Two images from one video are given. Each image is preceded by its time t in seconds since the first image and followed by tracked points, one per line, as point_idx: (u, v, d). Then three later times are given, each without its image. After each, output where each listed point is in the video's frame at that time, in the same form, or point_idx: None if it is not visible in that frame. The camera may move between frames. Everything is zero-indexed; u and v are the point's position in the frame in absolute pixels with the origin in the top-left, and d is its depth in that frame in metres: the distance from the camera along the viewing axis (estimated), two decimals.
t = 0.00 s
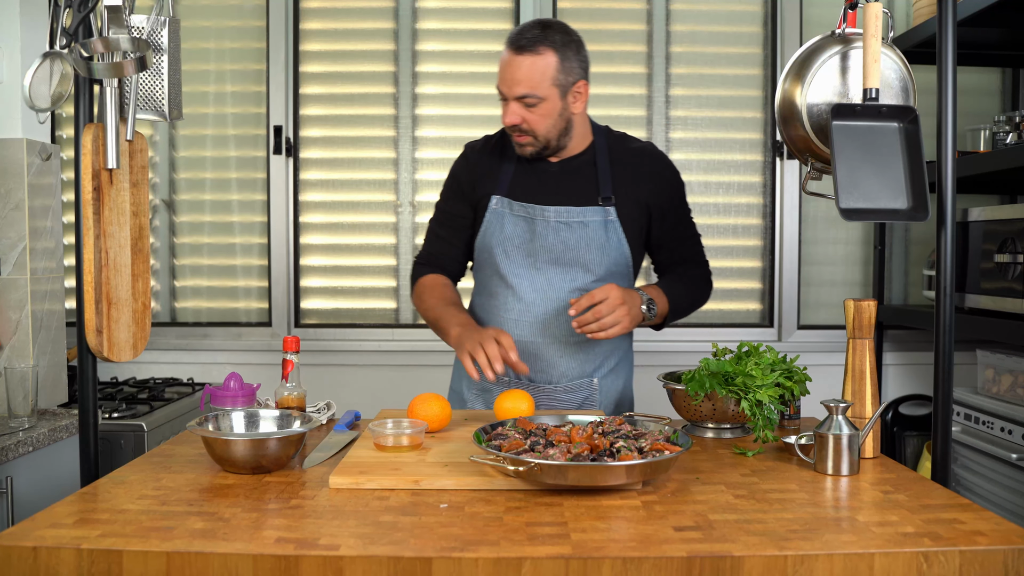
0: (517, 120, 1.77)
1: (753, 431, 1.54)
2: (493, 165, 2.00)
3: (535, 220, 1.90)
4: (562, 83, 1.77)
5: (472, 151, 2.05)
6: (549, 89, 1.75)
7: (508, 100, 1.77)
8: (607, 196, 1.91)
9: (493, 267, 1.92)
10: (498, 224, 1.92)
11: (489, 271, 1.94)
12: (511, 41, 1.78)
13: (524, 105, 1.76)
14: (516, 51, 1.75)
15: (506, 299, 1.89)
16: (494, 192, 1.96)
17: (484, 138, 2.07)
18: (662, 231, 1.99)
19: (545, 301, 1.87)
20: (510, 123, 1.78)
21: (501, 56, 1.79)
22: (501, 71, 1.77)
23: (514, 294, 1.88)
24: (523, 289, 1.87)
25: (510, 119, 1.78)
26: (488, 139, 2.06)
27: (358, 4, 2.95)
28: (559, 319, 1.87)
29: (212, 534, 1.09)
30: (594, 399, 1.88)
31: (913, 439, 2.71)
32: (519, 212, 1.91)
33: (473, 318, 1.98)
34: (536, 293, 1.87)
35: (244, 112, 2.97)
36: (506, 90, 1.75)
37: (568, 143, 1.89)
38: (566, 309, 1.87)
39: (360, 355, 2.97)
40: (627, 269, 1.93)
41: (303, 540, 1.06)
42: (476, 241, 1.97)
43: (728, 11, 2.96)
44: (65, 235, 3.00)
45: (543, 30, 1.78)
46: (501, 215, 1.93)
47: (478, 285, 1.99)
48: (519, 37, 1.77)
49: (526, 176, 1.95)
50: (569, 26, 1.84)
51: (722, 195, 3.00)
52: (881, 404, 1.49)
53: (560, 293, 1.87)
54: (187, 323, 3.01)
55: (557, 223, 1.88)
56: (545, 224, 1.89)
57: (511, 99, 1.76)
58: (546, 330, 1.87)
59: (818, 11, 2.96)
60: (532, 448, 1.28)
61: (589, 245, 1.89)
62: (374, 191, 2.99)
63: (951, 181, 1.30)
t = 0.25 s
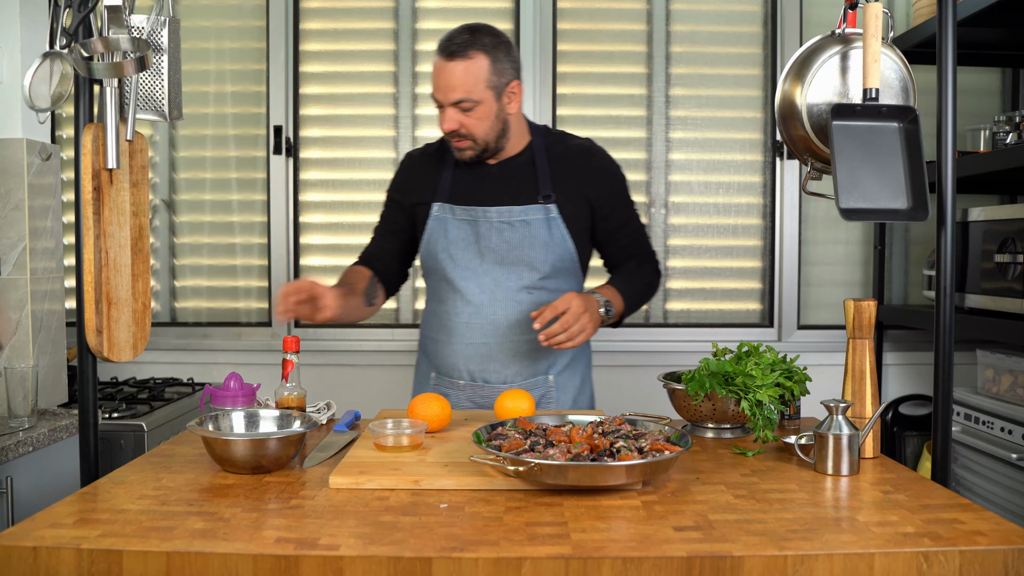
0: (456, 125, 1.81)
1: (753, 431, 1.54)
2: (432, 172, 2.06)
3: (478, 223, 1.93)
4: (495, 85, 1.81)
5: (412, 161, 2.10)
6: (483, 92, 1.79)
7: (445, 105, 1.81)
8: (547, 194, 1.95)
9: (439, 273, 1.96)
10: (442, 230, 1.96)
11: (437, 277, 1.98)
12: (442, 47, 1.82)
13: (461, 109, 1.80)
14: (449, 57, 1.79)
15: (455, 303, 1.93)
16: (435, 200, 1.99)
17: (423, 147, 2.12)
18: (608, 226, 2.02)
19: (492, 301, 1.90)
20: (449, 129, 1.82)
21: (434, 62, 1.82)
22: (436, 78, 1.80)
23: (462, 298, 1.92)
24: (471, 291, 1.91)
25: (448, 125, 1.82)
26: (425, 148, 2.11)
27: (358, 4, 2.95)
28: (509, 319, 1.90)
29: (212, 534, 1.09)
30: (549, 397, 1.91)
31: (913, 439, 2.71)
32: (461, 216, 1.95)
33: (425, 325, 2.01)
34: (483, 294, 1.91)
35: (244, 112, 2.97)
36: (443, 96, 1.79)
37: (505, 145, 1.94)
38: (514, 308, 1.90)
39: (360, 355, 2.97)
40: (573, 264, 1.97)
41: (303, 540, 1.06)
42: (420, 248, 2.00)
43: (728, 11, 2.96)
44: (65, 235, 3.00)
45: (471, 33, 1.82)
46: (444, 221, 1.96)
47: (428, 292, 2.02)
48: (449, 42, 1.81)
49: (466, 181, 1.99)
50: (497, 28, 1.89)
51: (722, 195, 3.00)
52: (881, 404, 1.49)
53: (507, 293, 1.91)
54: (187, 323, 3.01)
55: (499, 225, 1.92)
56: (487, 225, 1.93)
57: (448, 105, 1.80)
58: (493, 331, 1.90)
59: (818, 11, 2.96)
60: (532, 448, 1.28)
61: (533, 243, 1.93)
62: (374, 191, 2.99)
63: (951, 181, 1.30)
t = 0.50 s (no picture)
0: (402, 135, 1.84)
1: (753, 430, 1.54)
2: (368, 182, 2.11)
3: (410, 231, 2.00)
4: (433, 90, 1.86)
5: (348, 172, 2.15)
6: (426, 99, 1.83)
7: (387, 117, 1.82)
8: (478, 193, 2.01)
9: (382, 281, 2.05)
10: (378, 239, 2.04)
11: (380, 284, 2.07)
12: (374, 58, 1.81)
13: (404, 118, 1.83)
14: (387, 68, 1.79)
15: (399, 309, 2.02)
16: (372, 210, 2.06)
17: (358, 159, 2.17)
18: (538, 222, 2.05)
19: (430, 305, 1.99)
20: (395, 139, 1.84)
21: (368, 73, 1.81)
22: (374, 90, 1.80)
23: (405, 303, 2.01)
24: (411, 296, 2.00)
25: (394, 136, 1.84)
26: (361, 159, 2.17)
27: (358, 4, 2.95)
28: (450, 319, 1.99)
29: (212, 534, 1.09)
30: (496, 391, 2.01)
31: (913, 439, 2.71)
32: (393, 224, 2.02)
33: (377, 329, 2.12)
34: (420, 298, 2.00)
35: (244, 112, 2.97)
36: (385, 109, 1.80)
37: (443, 147, 1.99)
38: (451, 309, 1.99)
39: (360, 355, 2.97)
40: (507, 259, 2.03)
41: (303, 540, 1.06)
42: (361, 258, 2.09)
43: (728, 11, 2.96)
44: (65, 235, 3.01)
45: (401, 41, 1.83)
46: (380, 231, 2.04)
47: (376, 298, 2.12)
48: (383, 53, 1.80)
49: (400, 188, 2.05)
50: (417, 31, 1.89)
51: (722, 195, 3.00)
52: (881, 404, 1.49)
53: (443, 295, 1.99)
54: (187, 323, 3.01)
55: (429, 231, 1.99)
56: (420, 232, 1.99)
57: (393, 116, 1.81)
58: (433, 334, 1.99)
59: (818, 11, 2.96)
60: (532, 448, 1.28)
61: (464, 245, 1.99)
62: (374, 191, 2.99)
63: (951, 181, 1.30)
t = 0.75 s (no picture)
0: (386, 136, 1.84)
1: (753, 430, 1.54)
2: (337, 183, 2.10)
3: (383, 232, 2.00)
4: (410, 88, 1.86)
5: (317, 173, 2.15)
6: (406, 98, 1.83)
7: (369, 118, 1.81)
8: (448, 192, 2.01)
9: (358, 281, 2.06)
10: (352, 241, 2.03)
11: (357, 286, 2.07)
12: (351, 60, 1.79)
13: (387, 119, 1.83)
14: (367, 70, 1.78)
15: (375, 309, 2.03)
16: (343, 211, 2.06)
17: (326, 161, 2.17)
18: (507, 222, 2.04)
19: (406, 305, 2.00)
20: (378, 140, 1.84)
21: (345, 75, 1.79)
22: (355, 93, 1.79)
23: (381, 303, 2.02)
24: (387, 296, 2.00)
25: (377, 138, 1.84)
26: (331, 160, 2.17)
27: (358, 4, 2.95)
28: (426, 318, 2.00)
29: (212, 534, 1.09)
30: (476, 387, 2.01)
31: (914, 439, 2.71)
32: (366, 226, 2.01)
33: (356, 330, 2.12)
34: (397, 298, 2.00)
35: (244, 112, 2.97)
36: (368, 111, 1.80)
37: (419, 147, 2.00)
38: (428, 307, 2.00)
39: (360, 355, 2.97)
40: (482, 256, 2.03)
41: (304, 540, 1.06)
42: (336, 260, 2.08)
43: (728, 11, 2.96)
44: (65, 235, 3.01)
45: (378, 41, 1.82)
46: (353, 233, 2.03)
47: (354, 299, 2.12)
48: (360, 54, 1.79)
49: (370, 188, 2.05)
50: (385, 30, 1.88)
51: (722, 195, 3.00)
52: (881, 404, 1.49)
53: (419, 294, 2.00)
54: (188, 323, 3.01)
55: (402, 233, 1.98)
56: (393, 233, 1.99)
57: (375, 118, 1.81)
58: (411, 333, 2.00)
59: (818, 11, 2.96)
60: (532, 448, 1.28)
61: (437, 244, 1.99)
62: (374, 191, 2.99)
63: (951, 181, 1.30)
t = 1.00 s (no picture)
0: (389, 132, 1.84)
1: (753, 430, 1.54)
2: (332, 180, 2.08)
3: (377, 230, 1.99)
4: (413, 84, 1.86)
5: (311, 167, 2.13)
6: (410, 94, 1.83)
7: (372, 113, 1.81)
8: (441, 192, 2.01)
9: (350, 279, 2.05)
10: (345, 239, 2.02)
11: (348, 284, 2.07)
12: (356, 55, 1.79)
13: (392, 114, 1.83)
14: (372, 65, 1.78)
15: (368, 307, 2.02)
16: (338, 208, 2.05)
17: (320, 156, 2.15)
18: (499, 224, 2.04)
19: (399, 302, 2.00)
20: (383, 135, 1.83)
21: (349, 69, 1.79)
22: (360, 87, 1.78)
23: (373, 301, 2.01)
24: (379, 294, 2.01)
25: (381, 133, 1.83)
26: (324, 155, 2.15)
27: (358, 4, 2.95)
28: (418, 316, 2.01)
29: (212, 534, 1.09)
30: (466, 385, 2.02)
31: (913, 439, 2.71)
32: (360, 224, 2.01)
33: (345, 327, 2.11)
34: (390, 296, 2.00)
35: (244, 112, 2.97)
36: (373, 105, 1.79)
37: (417, 146, 2.00)
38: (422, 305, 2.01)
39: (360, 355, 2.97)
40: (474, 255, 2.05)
41: (304, 540, 1.06)
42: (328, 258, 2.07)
43: (728, 11, 2.96)
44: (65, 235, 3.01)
45: (383, 37, 1.82)
46: (347, 230, 2.02)
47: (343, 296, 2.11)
48: (365, 48, 1.79)
49: (365, 185, 2.04)
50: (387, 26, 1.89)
51: (722, 195, 3.00)
52: (881, 404, 1.49)
53: (412, 292, 2.00)
54: (188, 323, 3.02)
55: (396, 231, 1.98)
56: (387, 231, 1.99)
57: (379, 113, 1.81)
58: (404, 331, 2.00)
59: (818, 11, 2.96)
60: (533, 448, 1.28)
61: (431, 243, 2.00)
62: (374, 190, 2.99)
63: (951, 181, 1.30)
